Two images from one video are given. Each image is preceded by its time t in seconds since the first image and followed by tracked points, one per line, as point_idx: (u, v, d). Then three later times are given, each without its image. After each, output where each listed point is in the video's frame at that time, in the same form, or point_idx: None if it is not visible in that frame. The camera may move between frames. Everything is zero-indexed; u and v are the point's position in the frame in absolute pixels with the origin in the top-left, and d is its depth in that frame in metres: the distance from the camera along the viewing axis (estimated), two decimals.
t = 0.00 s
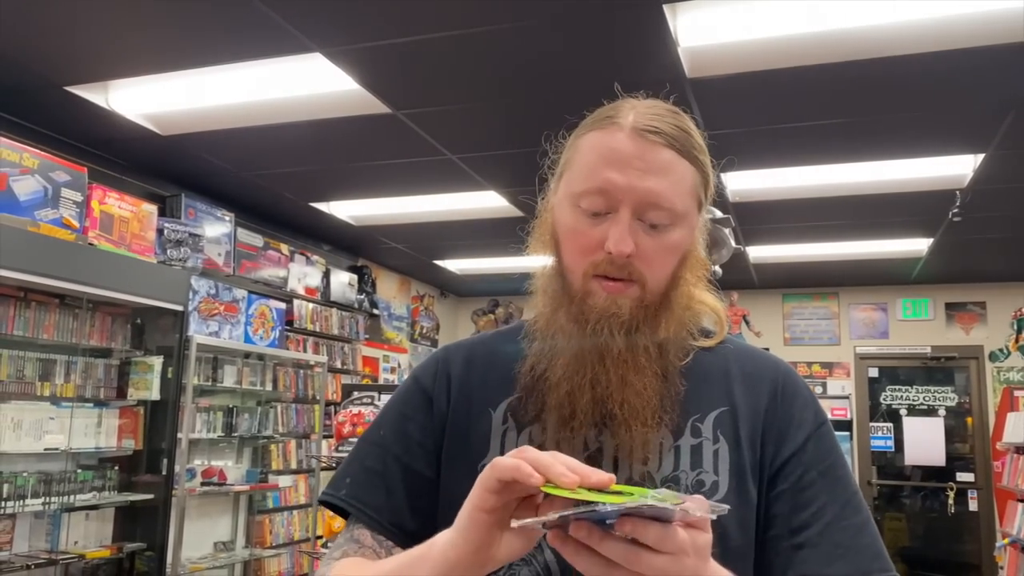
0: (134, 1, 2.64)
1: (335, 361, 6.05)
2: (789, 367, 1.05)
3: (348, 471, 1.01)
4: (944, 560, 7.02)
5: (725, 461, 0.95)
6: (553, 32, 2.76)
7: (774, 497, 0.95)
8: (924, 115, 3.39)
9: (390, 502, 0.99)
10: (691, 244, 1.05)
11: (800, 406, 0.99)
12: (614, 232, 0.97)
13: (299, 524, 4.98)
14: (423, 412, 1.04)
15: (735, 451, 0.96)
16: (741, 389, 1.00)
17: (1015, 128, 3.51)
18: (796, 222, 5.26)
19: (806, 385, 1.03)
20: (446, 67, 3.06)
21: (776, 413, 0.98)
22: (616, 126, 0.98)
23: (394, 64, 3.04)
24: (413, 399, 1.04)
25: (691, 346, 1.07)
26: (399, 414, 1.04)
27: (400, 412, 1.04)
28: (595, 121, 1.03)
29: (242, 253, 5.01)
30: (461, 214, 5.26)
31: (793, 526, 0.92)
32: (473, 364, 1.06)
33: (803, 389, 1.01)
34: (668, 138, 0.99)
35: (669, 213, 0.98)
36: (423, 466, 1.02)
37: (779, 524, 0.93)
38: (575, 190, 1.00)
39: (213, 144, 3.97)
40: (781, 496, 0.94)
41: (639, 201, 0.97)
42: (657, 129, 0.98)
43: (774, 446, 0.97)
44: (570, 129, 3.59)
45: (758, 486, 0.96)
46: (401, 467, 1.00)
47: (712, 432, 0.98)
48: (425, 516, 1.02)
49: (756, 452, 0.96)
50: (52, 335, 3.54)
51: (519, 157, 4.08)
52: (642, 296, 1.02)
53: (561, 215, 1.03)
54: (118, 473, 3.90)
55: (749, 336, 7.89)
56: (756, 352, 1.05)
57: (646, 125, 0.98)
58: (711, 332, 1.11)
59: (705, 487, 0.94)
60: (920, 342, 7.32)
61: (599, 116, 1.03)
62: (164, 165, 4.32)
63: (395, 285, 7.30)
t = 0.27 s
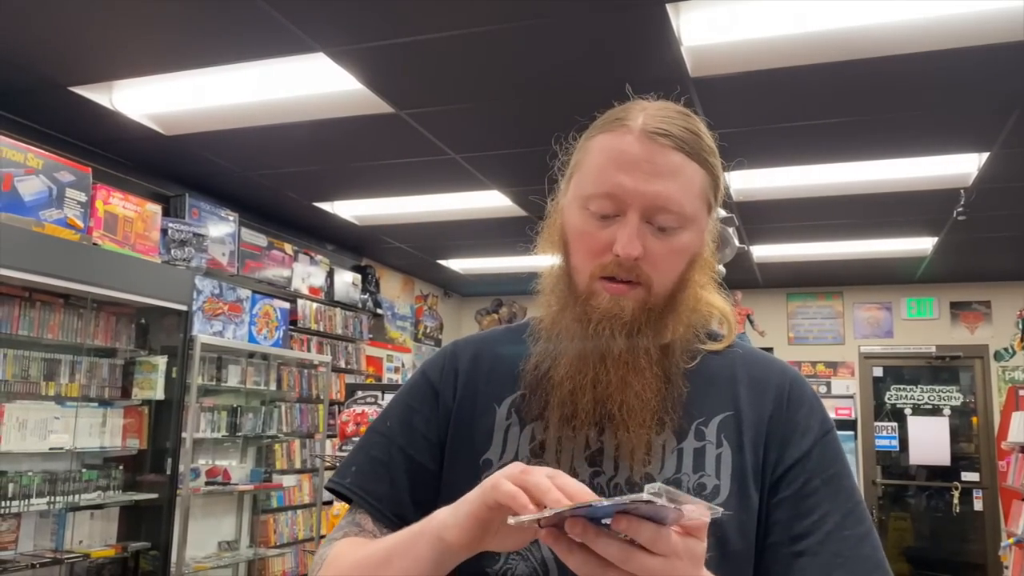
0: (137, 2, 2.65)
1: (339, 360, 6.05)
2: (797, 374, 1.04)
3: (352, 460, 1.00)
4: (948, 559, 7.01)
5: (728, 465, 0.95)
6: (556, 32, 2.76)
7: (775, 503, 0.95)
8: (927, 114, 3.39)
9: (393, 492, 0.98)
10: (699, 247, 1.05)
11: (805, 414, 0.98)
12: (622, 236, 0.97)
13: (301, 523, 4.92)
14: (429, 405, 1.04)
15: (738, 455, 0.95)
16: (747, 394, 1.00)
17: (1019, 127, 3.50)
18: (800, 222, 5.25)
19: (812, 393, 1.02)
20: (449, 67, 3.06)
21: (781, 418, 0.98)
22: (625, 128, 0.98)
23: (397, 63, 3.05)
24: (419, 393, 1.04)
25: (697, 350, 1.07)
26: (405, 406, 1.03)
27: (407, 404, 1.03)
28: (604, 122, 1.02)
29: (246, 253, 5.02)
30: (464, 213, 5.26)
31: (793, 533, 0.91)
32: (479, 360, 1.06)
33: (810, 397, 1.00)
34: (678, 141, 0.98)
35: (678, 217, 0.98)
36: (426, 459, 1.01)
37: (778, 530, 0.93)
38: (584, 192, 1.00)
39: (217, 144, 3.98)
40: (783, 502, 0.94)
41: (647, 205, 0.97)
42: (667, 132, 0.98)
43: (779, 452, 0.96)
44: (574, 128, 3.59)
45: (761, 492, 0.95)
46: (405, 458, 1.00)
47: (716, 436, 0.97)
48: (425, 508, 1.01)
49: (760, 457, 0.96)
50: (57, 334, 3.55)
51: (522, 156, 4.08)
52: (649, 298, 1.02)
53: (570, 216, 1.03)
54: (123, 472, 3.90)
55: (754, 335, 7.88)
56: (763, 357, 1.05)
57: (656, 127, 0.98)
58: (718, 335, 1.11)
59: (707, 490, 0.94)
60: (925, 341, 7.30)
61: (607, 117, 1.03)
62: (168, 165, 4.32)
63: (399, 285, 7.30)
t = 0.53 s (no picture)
0: (139, 4, 2.66)
1: (341, 361, 6.06)
2: (798, 376, 1.04)
3: (354, 458, 1.01)
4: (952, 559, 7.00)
5: (723, 470, 0.95)
6: (557, 32, 2.76)
7: (772, 507, 0.94)
8: (929, 113, 3.38)
9: (394, 490, 0.99)
10: (697, 249, 1.05)
11: (806, 418, 0.97)
12: (619, 243, 0.98)
13: (306, 523, 4.99)
14: (429, 404, 1.04)
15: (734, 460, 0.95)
16: (745, 398, 1.00)
17: (1021, 127, 3.50)
18: (802, 221, 5.25)
19: (813, 395, 1.01)
20: (450, 67, 3.07)
21: (779, 421, 0.98)
22: (621, 133, 0.98)
23: (398, 64, 3.05)
24: (420, 392, 1.05)
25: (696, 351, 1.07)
26: (406, 405, 1.04)
27: (408, 403, 1.04)
28: (601, 126, 1.02)
29: (249, 254, 5.03)
30: (466, 214, 5.27)
31: (789, 538, 0.91)
32: (480, 359, 1.07)
33: (810, 400, 0.99)
34: (674, 146, 0.98)
35: (674, 223, 0.99)
36: (427, 457, 1.02)
37: (773, 535, 0.93)
38: (581, 199, 1.00)
39: (219, 145, 3.99)
40: (779, 507, 0.94)
41: (643, 211, 0.97)
42: (663, 137, 0.98)
43: (777, 457, 0.96)
44: (576, 129, 3.60)
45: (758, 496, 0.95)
46: (406, 456, 1.00)
47: (713, 440, 0.97)
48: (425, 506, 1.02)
49: (757, 462, 0.96)
50: (60, 335, 3.56)
51: (524, 157, 4.08)
52: (646, 302, 1.03)
53: (568, 221, 1.04)
54: (126, 472, 3.91)
55: (757, 335, 7.87)
56: (764, 359, 1.04)
57: (652, 132, 0.97)
58: (718, 336, 1.11)
59: (701, 495, 0.94)
60: (928, 341, 7.29)
61: (604, 121, 1.03)
62: (171, 166, 4.33)
63: (402, 285, 7.31)
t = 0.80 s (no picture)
0: (139, 4, 2.66)
1: (343, 361, 6.06)
2: (798, 377, 1.01)
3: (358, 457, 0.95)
4: (954, 558, 7.00)
5: (720, 474, 0.92)
6: (557, 32, 2.75)
7: (771, 513, 0.92)
8: (930, 113, 3.38)
9: (401, 496, 0.94)
10: (693, 254, 1.00)
11: (806, 423, 0.95)
12: (610, 255, 0.93)
13: (306, 524, 4.98)
14: (430, 405, 1.00)
15: (731, 463, 0.92)
16: (743, 400, 0.97)
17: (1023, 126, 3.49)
18: (804, 221, 5.25)
19: (814, 397, 0.98)
20: (451, 67, 3.06)
21: (778, 423, 0.95)
22: (609, 141, 0.93)
23: (398, 63, 3.04)
24: (419, 393, 1.00)
25: (695, 354, 1.03)
26: (411, 407, 0.99)
27: (412, 405, 0.99)
28: (589, 131, 0.97)
29: (250, 254, 5.03)
30: (467, 214, 5.26)
31: (788, 543, 0.89)
32: (479, 358, 1.03)
33: (811, 402, 0.97)
34: (664, 153, 0.93)
35: (666, 231, 0.94)
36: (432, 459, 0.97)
37: (772, 541, 0.90)
38: (570, 209, 0.96)
39: (220, 145, 3.99)
40: (778, 513, 0.91)
41: (633, 222, 0.92)
42: (653, 144, 0.93)
43: (777, 461, 0.93)
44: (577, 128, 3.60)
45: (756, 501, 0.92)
46: (411, 461, 0.96)
47: (710, 443, 0.94)
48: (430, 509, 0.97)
49: (755, 465, 0.93)
50: (61, 336, 3.56)
51: (525, 156, 4.08)
52: (639, 311, 0.99)
53: (558, 229, 0.99)
54: (128, 473, 3.91)
55: (759, 335, 7.87)
56: (762, 360, 1.01)
57: (641, 139, 0.93)
58: (717, 335, 1.07)
59: (697, 498, 0.91)
60: (930, 340, 7.28)
61: (593, 125, 0.98)
62: (172, 166, 4.33)
63: (403, 285, 7.31)
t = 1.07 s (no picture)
0: (139, 3, 2.65)
1: (344, 360, 6.06)
2: (800, 377, 0.99)
3: (352, 461, 0.97)
4: (956, 557, 6.99)
5: (724, 484, 0.90)
6: (557, 30, 2.75)
7: (778, 522, 0.91)
8: (930, 111, 3.37)
9: (395, 506, 0.95)
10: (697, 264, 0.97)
11: (809, 428, 0.93)
12: (613, 275, 0.90)
13: (307, 523, 5.00)
14: (425, 413, 0.98)
15: (734, 473, 0.91)
16: (748, 407, 0.94)
17: None
18: (805, 220, 5.24)
19: (814, 396, 0.97)
20: (451, 66, 3.06)
21: (781, 427, 0.93)
22: (608, 155, 0.89)
23: (398, 62, 3.04)
24: (415, 395, 0.99)
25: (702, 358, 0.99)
26: (406, 419, 0.98)
27: (407, 412, 0.98)
28: (587, 141, 0.93)
29: (250, 254, 5.02)
30: (468, 213, 5.26)
31: (798, 552, 0.89)
32: (477, 365, 1.00)
33: (814, 405, 0.95)
34: (666, 166, 0.89)
35: (670, 249, 0.90)
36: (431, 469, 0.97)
37: (784, 550, 0.89)
38: (571, 226, 0.92)
39: (220, 144, 3.98)
40: (786, 522, 0.90)
41: (636, 241, 0.89)
42: (655, 157, 0.89)
43: (781, 469, 0.92)
44: (577, 127, 3.60)
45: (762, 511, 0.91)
46: (407, 468, 0.96)
47: (714, 452, 0.92)
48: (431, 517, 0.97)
49: (759, 474, 0.92)
50: (62, 335, 3.56)
51: (526, 156, 4.08)
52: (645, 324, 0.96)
53: (557, 243, 0.96)
54: (129, 473, 3.91)
55: (759, 334, 7.87)
56: (764, 359, 0.99)
57: (641, 152, 0.88)
58: (725, 332, 1.03)
59: (701, 511, 0.89)
60: (931, 339, 7.28)
61: (590, 134, 0.93)
62: (172, 166, 4.33)
63: (404, 285, 7.31)
